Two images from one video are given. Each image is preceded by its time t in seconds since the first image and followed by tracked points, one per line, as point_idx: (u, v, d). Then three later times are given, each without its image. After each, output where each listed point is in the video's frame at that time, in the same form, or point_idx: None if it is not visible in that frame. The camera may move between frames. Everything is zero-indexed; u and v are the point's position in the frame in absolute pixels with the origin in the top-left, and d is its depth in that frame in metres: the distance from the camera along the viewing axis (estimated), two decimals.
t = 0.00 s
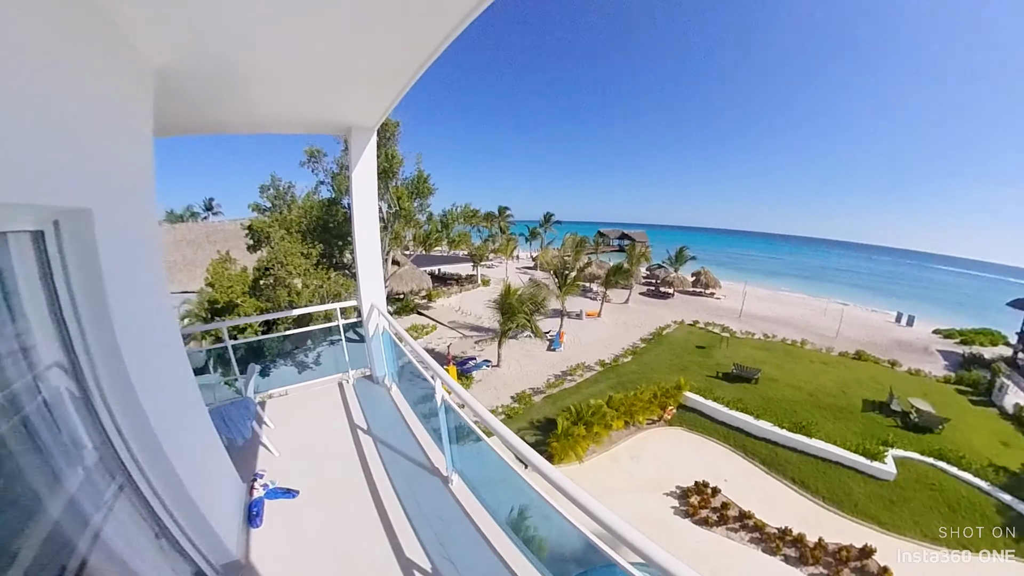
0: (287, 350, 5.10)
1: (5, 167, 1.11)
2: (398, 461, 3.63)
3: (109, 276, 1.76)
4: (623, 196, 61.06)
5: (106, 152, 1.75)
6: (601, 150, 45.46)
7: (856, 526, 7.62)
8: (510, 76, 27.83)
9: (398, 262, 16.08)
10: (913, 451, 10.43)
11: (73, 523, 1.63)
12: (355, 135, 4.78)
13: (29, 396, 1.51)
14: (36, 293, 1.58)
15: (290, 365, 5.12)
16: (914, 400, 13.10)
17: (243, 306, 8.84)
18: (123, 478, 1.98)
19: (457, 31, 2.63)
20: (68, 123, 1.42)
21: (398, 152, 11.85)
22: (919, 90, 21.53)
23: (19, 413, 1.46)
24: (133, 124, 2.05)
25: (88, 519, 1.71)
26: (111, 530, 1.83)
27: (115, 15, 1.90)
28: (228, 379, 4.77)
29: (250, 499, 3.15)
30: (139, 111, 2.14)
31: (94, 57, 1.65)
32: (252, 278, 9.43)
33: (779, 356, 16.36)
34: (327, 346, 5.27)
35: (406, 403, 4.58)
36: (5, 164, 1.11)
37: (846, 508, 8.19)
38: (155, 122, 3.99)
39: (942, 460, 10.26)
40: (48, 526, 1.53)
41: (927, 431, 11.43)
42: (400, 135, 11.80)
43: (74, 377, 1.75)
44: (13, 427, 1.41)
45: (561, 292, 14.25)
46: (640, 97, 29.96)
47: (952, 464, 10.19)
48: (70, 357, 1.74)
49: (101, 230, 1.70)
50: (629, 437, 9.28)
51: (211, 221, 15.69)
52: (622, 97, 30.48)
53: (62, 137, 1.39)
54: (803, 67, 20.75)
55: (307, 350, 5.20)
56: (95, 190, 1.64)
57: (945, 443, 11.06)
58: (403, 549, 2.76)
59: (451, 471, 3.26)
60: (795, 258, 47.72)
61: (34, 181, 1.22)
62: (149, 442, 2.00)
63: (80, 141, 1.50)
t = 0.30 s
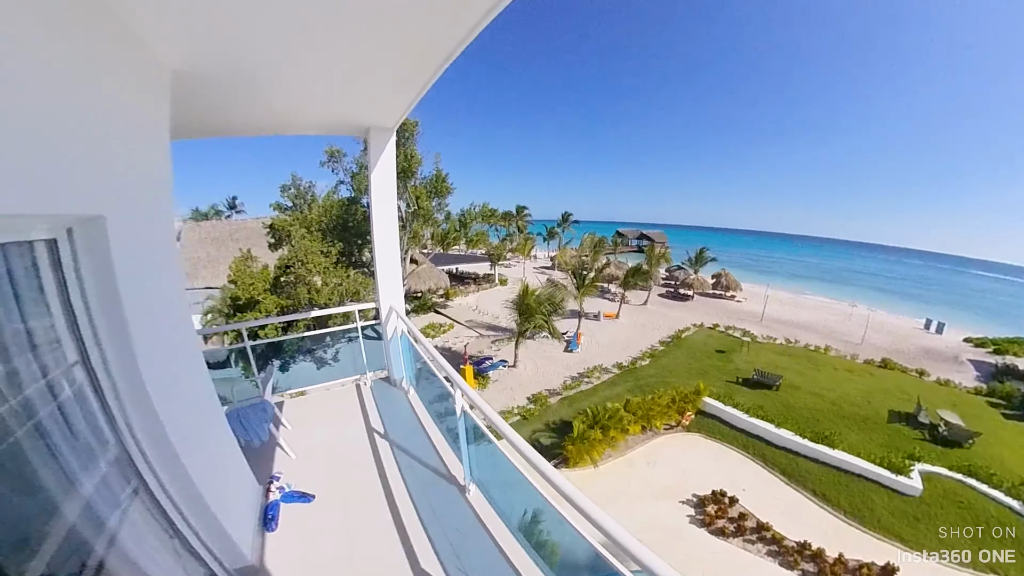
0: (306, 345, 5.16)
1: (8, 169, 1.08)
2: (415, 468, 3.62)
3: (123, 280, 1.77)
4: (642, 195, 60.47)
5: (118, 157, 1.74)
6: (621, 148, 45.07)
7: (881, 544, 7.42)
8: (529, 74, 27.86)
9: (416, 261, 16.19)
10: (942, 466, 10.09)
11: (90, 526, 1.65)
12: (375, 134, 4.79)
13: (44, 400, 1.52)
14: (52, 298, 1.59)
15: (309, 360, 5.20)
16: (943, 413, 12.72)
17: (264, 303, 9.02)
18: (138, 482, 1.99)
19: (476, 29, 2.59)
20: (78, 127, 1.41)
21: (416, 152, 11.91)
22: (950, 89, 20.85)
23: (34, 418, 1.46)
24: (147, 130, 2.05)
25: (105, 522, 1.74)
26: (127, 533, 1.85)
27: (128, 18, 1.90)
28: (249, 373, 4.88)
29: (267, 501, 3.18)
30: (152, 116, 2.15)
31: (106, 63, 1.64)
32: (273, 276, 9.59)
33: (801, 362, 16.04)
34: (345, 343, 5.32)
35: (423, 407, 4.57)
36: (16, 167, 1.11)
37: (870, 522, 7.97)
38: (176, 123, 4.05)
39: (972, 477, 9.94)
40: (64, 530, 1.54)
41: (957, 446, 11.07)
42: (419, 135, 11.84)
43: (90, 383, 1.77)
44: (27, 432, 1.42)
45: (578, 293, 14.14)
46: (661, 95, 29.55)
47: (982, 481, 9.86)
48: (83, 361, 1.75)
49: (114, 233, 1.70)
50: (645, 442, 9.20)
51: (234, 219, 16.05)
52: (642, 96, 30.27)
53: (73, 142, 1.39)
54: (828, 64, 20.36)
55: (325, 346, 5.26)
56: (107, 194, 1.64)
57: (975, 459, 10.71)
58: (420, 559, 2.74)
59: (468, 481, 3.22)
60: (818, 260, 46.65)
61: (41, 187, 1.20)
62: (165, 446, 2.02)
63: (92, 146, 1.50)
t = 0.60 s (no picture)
0: (323, 340, 5.19)
1: None
2: (429, 475, 3.59)
3: (125, 285, 1.76)
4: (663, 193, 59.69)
5: (120, 157, 1.72)
6: (642, 146, 44.54)
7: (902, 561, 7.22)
8: (551, 70, 27.69)
9: (434, 258, 16.26)
10: (971, 484, 9.76)
11: (88, 537, 1.66)
12: (392, 129, 4.77)
13: (41, 409, 1.52)
14: (51, 303, 1.58)
15: (327, 355, 5.22)
16: (974, 428, 12.30)
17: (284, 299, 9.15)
18: (144, 490, 2.02)
19: (491, 23, 2.53)
20: (76, 123, 1.39)
21: (435, 149, 11.93)
22: (989, 85, 20.06)
23: (29, 428, 1.46)
24: (151, 130, 2.03)
25: (106, 531, 1.75)
26: (131, 543, 1.88)
27: (137, 14, 1.88)
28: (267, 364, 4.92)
29: (276, 506, 3.22)
30: (160, 115, 2.14)
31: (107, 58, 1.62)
32: (293, 273, 9.71)
33: (824, 369, 15.70)
34: (362, 338, 5.34)
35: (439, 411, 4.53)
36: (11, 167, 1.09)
37: (892, 539, 7.77)
38: (194, 120, 4.06)
39: (1002, 495, 9.60)
40: (60, 542, 1.55)
41: (987, 463, 10.71)
42: (437, 132, 11.84)
43: (90, 390, 1.76)
44: (23, 440, 1.42)
45: (597, 293, 14.00)
46: (683, 91, 29.07)
47: (1013, 499, 9.52)
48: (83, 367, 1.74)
49: (113, 237, 1.68)
50: (662, 448, 9.11)
51: (257, 215, 16.33)
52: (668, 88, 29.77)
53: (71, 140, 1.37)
54: (862, 56, 19.80)
55: (342, 342, 5.28)
56: (107, 195, 1.62)
57: (1006, 476, 10.34)
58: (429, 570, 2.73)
59: (485, 494, 3.12)
60: (844, 263, 45.43)
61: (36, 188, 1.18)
62: (170, 455, 2.03)
63: (91, 145, 1.48)
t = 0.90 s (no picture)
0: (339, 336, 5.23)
1: None
2: (438, 486, 3.57)
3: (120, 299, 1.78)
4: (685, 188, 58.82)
5: (110, 170, 1.72)
6: (664, 144, 43.95)
7: None
8: (573, 66, 27.51)
9: (451, 257, 16.31)
10: (1000, 505, 9.41)
11: (85, 550, 1.69)
12: (405, 127, 4.75)
13: (32, 423, 1.54)
14: (40, 313, 1.59)
15: (343, 351, 5.25)
16: (1005, 445, 11.87)
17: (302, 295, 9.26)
18: (147, 503, 2.05)
19: (499, 20, 2.45)
20: (54, 132, 1.38)
21: (453, 148, 11.94)
22: None
23: (25, 444, 1.51)
24: (146, 146, 2.03)
25: (105, 545, 1.78)
26: (133, 558, 1.91)
27: (127, 11, 1.85)
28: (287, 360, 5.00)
29: (283, 513, 3.23)
30: (158, 117, 2.16)
31: (93, 68, 1.60)
32: (312, 269, 9.83)
33: (847, 377, 15.32)
34: (378, 335, 5.36)
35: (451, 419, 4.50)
36: None
37: (914, 558, 7.55)
38: (210, 120, 4.09)
39: None
40: (60, 557, 1.60)
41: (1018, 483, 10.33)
42: (455, 131, 11.83)
43: (89, 402, 1.79)
44: (20, 455, 1.48)
45: (615, 293, 13.82)
46: (706, 87, 28.57)
47: None
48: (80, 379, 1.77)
49: (106, 248, 1.69)
50: (677, 455, 9.00)
51: (278, 212, 16.61)
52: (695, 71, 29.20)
53: (49, 154, 1.37)
54: (894, 49, 19.19)
55: (359, 338, 5.30)
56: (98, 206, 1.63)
57: None
58: None
59: (495, 511, 3.05)
60: (870, 266, 44.14)
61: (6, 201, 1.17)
62: (173, 471, 2.06)
63: (73, 158, 1.47)
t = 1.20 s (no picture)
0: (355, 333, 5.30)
1: None
2: (443, 497, 3.52)
3: (116, 305, 1.75)
4: (707, 184, 57.88)
5: (107, 177, 1.70)
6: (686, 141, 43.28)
7: None
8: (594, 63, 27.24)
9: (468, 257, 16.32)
10: None
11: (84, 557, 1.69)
12: (415, 125, 4.70)
13: (29, 432, 1.52)
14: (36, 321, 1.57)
15: (359, 348, 5.29)
16: None
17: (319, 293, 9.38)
18: (150, 511, 2.05)
19: (504, 16, 2.36)
20: (48, 137, 1.34)
21: (469, 147, 11.90)
22: None
23: (23, 453, 1.50)
24: (144, 149, 2.00)
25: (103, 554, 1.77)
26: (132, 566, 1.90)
27: (124, 15, 1.82)
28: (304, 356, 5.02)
29: (285, 517, 3.25)
30: (158, 121, 2.14)
31: (89, 73, 1.58)
32: (330, 267, 9.94)
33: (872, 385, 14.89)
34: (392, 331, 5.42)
35: (459, 426, 4.45)
36: None
37: None
38: (224, 123, 4.12)
39: None
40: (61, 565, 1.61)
41: None
42: (472, 130, 11.79)
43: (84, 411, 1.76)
44: (19, 463, 1.47)
45: (632, 294, 13.62)
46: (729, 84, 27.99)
47: None
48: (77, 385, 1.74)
49: (99, 253, 1.64)
50: (692, 462, 8.85)
51: (298, 211, 16.84)
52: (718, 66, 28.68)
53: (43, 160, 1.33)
54: (929, 43, 18.47)
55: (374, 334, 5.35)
56: (93, 211, 1.59)
57: None
58: None
59: (501, 526, 2.97)
60: (898, 269, 42.73)
61: None
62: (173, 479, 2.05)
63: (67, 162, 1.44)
